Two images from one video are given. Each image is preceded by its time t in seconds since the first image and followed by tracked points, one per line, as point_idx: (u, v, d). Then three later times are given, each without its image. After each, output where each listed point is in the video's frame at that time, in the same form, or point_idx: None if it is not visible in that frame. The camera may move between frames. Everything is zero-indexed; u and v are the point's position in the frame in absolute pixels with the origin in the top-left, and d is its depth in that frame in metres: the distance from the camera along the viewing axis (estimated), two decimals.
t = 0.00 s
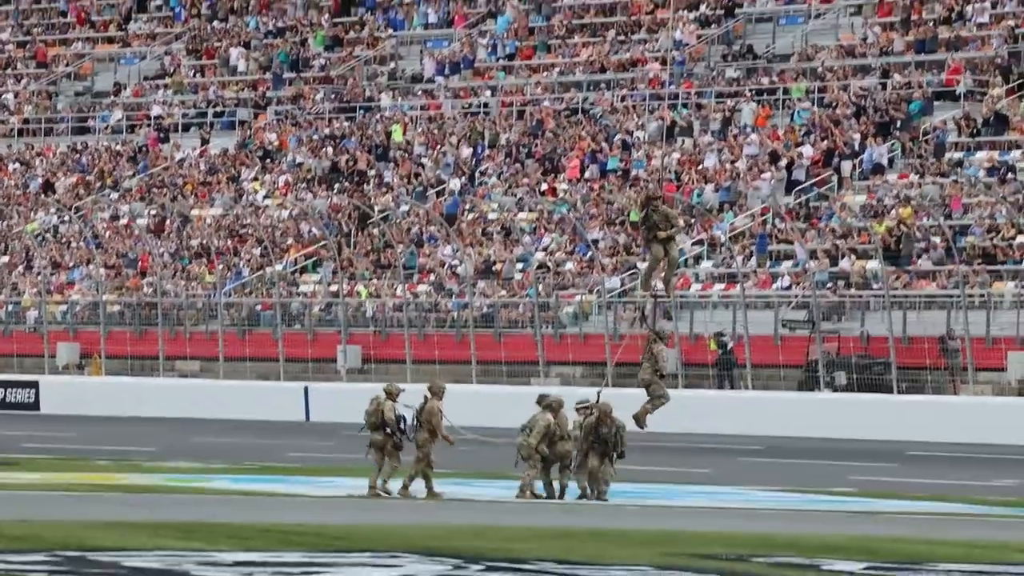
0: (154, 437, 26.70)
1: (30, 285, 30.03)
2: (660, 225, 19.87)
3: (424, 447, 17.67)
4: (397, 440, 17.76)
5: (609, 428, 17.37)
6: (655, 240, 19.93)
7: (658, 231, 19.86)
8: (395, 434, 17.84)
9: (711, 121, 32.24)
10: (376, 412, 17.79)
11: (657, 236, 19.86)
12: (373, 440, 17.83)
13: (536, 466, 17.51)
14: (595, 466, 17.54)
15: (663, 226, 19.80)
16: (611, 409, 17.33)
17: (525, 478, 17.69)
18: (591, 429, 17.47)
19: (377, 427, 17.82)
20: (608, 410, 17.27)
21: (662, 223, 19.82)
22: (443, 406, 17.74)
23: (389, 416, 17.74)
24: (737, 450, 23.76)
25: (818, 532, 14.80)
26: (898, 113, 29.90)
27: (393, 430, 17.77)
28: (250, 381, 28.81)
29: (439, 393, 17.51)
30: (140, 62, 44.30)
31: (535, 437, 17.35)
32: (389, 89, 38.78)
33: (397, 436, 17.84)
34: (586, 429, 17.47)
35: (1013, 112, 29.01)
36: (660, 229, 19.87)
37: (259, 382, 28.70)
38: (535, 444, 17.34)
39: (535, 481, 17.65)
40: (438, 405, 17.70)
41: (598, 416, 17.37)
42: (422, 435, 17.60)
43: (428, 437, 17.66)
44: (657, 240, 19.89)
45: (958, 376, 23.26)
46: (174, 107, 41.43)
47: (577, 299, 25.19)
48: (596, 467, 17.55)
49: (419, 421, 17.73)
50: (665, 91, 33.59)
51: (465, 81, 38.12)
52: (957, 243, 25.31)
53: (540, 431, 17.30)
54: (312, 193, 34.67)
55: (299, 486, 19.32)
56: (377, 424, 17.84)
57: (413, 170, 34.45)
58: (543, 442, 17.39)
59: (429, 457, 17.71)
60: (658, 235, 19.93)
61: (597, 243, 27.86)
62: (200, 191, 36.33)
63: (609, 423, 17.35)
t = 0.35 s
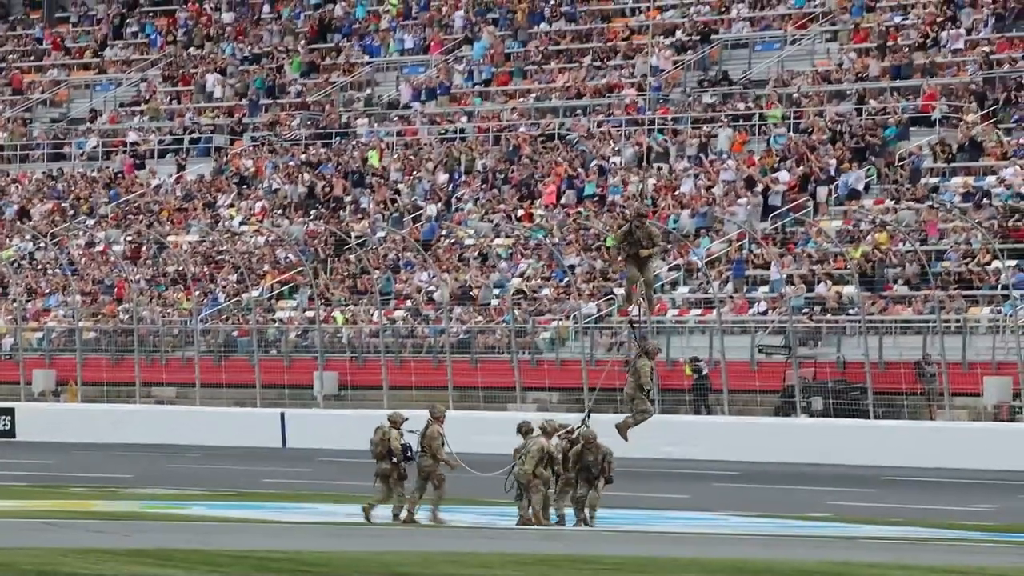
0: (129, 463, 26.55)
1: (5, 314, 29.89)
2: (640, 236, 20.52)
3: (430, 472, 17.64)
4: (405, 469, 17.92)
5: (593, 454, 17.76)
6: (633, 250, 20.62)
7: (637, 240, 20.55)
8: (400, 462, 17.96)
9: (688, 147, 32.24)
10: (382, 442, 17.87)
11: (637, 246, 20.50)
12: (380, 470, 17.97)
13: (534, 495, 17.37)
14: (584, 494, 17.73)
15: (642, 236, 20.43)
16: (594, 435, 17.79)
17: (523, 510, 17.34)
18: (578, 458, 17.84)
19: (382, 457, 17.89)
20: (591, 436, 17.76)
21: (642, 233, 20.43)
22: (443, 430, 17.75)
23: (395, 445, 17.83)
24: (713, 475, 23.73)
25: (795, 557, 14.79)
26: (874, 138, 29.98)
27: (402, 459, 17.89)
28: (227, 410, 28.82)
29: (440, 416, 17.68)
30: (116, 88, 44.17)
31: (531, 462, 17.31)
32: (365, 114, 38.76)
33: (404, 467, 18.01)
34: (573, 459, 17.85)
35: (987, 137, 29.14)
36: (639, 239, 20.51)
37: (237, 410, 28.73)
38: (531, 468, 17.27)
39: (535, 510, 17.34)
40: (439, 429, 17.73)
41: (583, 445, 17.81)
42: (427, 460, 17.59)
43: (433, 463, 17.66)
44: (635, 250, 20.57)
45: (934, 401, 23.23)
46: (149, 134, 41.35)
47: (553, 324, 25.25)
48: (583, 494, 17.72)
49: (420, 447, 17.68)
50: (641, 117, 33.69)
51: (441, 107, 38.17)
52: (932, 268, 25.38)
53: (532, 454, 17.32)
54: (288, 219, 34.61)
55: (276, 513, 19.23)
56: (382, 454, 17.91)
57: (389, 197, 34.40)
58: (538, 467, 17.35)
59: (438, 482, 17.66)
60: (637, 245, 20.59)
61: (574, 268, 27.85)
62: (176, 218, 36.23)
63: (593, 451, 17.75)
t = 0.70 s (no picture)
0: (98, 475, 26.45)
1: None
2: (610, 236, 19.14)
3: (426, 484, 17.60)
4: (400, 481, 17.68)
5: (583, 466, 17.25)
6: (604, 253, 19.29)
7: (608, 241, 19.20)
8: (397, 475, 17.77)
9: (659, 157, 32.23)
10: (376, 455, 17.76)
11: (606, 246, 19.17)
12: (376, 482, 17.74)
13: (513, 506, 17.32)
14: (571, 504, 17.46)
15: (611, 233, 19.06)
16: (585, 446, 17.27)
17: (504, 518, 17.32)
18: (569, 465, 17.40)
19: (378, 469, 17.73)
20: (581, 447, 17.24)
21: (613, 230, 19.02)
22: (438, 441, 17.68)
23: (390, 457, 17.72)
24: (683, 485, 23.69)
25: (761, 567, 14.81)
26: (845, 150, 30.09)
27: (396, 471, 17.69)
28: (198, 420, 28.62)
29: (433, 428, 17.49)
30: (85, 100, 43.88)
31: (514, 475, 17.22)
32: (336, 126, 38.68)
33: (399, 478, 17.77)
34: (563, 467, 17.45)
35: (957, 149, 29.23)
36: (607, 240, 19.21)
37: (206, 420, 28.56)
38: (513, 480, 17.17)
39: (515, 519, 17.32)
40: (434, 441, 17.61)
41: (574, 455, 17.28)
42: (424, 472, 17.58)
43: (430, 473, 17.64)
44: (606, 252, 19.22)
45: (904, 412, 23.34)
46: (120, 145, 41.14)
47: (524, 335, 25.18)
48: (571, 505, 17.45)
49: (417, 458, 17.66)
50: (612, 128, 33.75)
51: (412, 118, 38.16)
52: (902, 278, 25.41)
53: (511, 466, 17.26)
54: (258, 231, 34.52)
55: (245, 524, 19.15)
56: (377, 467, 17.77)
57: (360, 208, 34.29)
58: (521, 478, 17.25)
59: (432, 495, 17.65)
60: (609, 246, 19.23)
61: (545, 278, 27.81)
62: (146, 229, 36.05)
63: (584, 462, 17.23)
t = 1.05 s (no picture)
0: (89, 475, 26.38)
1: None
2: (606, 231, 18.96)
3: (429, 485, 17.39)
4: (411, 480, 17.45)
5: (588, 464, 17.04)
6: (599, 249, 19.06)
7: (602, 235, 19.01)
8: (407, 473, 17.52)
9: (650, 157, 32.22)
10: (385, 453, 17.46)
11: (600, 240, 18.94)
12: (386, 480, 17.49)
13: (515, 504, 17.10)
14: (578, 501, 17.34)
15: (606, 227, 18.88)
16: (588, 443, 17.05)
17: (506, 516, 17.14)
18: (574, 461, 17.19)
19: (388, 467, 17.43)
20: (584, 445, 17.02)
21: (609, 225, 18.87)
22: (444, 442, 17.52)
23: (399, 456, 17.40)
24: (673, 485, 23.68)
25: (753, 568, 14.74)
26: (835, 149, 30.12)
27: (407, 469, 17.43)
28: (189, 420, 28.64)
29: (438, 429, 17.32)
30: (76, 100, 43.95)
31: (514, 473, 16.96)
32: (327, 126, 38.70)
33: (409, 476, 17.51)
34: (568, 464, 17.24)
35: (946, 150, 29.29)
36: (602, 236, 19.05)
37: (197, 420, 28.50)
38: (512, 479, 16.95)
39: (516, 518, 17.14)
40: (438, 442, 17.48)
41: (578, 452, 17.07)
42: (428, 472, 17.37)
43: (435, 475, 17.42)
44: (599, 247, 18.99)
45: (894, 412, 23.34)
46: (110, 146, 41.11)
47: (515, 334, 25.25)
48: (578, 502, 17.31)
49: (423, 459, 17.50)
50: (602, 128, 33.78)
51: (403, 118, 38.21)
52: (892, 278, 25.44)
53: (511, 466, 16.96)
54: (249, 231, 34.52)
55: (236, 524, 19.12)
56: (387, 465, 17.48)
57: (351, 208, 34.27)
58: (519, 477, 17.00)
59: (435, 495, 17.41)
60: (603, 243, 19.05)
61: (535, 279, 27.85)
62: (136, 229, 36.01)
63: (588, 459, 17.02)
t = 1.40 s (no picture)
0: (84, 471, 26.36)
1: None
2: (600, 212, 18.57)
3: (439, 482, 17.22)
4: (423, 476, 17.34)
5: (602, 456, 16.88)
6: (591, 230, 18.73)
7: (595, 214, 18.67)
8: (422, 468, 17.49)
9: (643, 152, 32.64)
10: (401, 449, 17.54)
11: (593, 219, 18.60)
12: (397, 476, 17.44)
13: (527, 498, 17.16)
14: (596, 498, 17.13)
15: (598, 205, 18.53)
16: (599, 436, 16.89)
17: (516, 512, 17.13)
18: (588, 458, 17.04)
19: (404, 464, 17.46)
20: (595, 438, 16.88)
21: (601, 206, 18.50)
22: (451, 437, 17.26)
23: (414, 452, 17.40)
24: (668, 480, 23.67)
25: (748, 563, 14.71)
26: (828, 143, 30.13)
27: (420, 465, 17.34)
28: (183, 416, 28.64)
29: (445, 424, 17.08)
30: (69, 96, 44.00)
31: (523, 471, 16.94)
32: (321, 121, 38.68)
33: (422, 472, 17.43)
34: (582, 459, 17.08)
35: (940, 144, 29.38)
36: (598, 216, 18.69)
37: (191, 416, 28.53)
38: (520, 477, 16.95)
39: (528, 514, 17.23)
40: (446, 438, 17.23)
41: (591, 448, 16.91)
42: (436, 469, 17.17)
43: (444, 470, 17.21)
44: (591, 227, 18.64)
45: (888, 406, 23.40)
46: (103, 141, 41.05)
47: (509, 329, 25.02)
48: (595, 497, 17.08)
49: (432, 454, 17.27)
50: (596, 123, 33.82)
51: (397, 113, 38.23)
52: (886, 272, 25.45)
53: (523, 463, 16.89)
54: (243, 227, 34.50)
55: (232, 519, 19.12)
56: (404, 461, 17.52)
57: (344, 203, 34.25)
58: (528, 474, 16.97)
59: (448, 491, 17.28)
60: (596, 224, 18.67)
61: (529, 274, 27.88)
62: (130, 224, 35.97)
63: (602, 452, 16.87)
